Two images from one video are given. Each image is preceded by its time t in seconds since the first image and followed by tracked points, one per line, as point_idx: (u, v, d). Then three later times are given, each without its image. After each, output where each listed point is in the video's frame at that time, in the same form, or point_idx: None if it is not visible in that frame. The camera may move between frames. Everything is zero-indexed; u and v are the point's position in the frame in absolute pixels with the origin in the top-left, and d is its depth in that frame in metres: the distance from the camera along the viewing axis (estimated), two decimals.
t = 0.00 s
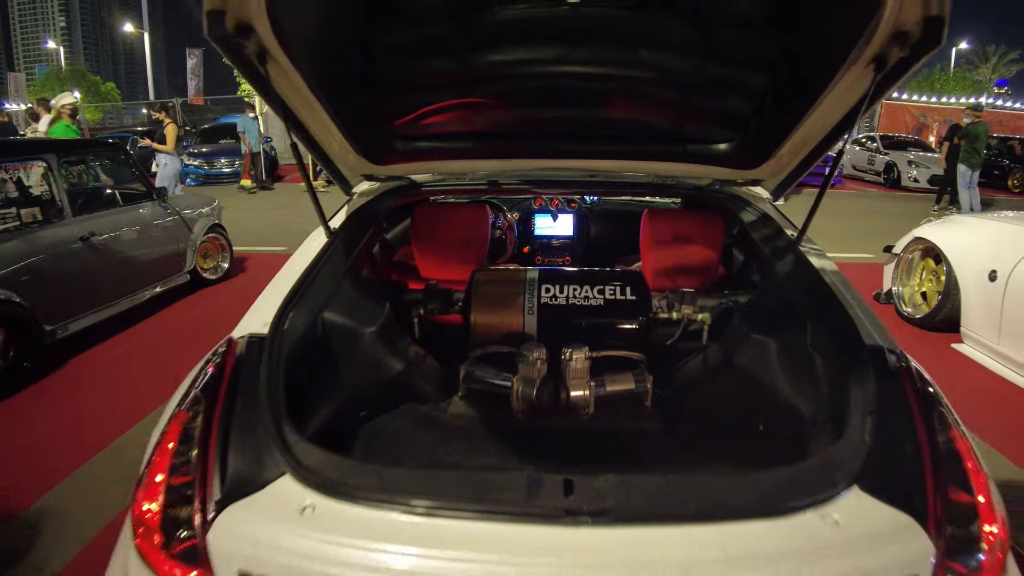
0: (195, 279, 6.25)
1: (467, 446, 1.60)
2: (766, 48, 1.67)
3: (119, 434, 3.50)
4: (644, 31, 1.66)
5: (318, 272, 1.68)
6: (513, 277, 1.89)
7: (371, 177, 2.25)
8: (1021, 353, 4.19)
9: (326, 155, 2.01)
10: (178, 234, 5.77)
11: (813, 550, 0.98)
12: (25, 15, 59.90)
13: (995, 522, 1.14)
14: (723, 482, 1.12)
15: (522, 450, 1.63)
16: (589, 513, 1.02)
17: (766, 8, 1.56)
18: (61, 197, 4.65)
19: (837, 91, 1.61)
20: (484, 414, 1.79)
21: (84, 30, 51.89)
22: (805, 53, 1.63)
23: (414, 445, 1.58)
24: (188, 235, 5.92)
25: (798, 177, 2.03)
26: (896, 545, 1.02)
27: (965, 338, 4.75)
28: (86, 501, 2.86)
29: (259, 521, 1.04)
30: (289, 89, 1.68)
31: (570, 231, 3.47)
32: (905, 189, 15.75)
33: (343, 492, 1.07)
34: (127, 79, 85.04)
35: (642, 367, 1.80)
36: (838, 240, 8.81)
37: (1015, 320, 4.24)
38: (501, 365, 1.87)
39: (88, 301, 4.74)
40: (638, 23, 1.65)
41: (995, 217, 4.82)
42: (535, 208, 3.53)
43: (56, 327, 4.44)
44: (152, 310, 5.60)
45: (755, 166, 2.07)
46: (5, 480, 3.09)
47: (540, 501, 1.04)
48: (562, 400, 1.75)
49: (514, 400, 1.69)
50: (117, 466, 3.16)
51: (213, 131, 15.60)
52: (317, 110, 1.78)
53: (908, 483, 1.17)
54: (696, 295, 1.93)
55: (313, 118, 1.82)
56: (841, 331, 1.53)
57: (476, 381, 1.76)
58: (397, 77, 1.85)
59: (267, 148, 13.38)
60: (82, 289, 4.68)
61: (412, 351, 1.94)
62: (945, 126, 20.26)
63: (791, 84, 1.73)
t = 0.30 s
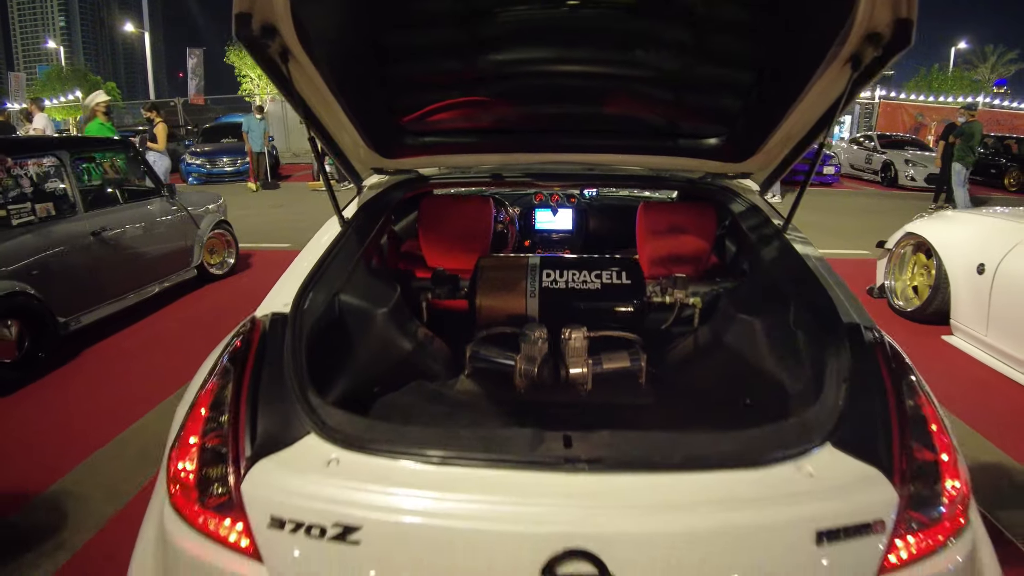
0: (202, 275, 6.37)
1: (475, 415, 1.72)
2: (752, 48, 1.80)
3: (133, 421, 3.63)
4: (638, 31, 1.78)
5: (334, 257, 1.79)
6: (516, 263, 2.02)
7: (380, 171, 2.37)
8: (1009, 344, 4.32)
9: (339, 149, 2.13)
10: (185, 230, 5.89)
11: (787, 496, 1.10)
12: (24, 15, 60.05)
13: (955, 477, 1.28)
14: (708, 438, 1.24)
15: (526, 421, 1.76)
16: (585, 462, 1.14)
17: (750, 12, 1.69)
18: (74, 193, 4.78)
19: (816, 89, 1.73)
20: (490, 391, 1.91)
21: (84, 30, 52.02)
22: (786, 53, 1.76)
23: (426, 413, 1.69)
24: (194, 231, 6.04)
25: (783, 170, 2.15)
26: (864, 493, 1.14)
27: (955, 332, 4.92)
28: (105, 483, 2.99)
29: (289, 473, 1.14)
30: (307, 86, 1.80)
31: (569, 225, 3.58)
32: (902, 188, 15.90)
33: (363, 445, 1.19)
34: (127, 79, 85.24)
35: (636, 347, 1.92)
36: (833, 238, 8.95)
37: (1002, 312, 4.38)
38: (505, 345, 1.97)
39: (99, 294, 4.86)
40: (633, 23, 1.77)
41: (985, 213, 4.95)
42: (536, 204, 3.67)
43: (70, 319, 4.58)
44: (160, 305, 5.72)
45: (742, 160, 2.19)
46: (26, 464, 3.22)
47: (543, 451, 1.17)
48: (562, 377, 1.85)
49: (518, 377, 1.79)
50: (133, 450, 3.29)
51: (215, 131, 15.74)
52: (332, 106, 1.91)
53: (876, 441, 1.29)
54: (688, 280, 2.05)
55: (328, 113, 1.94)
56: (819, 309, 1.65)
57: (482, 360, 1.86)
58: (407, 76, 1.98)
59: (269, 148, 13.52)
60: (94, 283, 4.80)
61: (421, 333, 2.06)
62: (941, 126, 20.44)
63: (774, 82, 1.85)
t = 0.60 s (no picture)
0: (206, 270, 6.49)
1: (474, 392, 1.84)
2: (734, 47, 1.92)
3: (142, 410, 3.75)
4: (626, 31, 1.90)
5: (339, 244, 1.90)
6: (511, 252, 2.14)
7: (383, 165, 2.47)
8: (994, 334, 4.46)
9: (344, 143, 2.24)
10: (189, 226, 6.00)
11: (756, 454, 1.22)
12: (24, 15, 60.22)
13: (916, 442, 1.39)
14: (685, 404, 1.36)
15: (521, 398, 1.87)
16: (571, 423, 1.26)
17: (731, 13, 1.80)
18: (82, 189, 4.89)
19: (793, 85, 1.84)
20: (487, 371, 2.03)
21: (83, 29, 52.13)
22: (765, 53, 1.88)
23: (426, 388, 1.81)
24: (198, 227, 6.14)
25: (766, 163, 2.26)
26: (827, 453, 1.25)
27: (944, 323, 5.05)
28: (116, 466, 3.10)
29: (302, 435, 1.25)
30: (314, 83, 1.91)
31: (565, 220, 3.65)
32: (898, 185, 16.01)
33: (369, 410, 1.30)
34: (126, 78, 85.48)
35: (625, 331, 2.03)
36: (828, 234, 9.07)
37: (988, 304, 4.50)
38: (501, 328, 2.09)
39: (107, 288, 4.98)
40: (620, 25, 1.89)
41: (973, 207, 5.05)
42: (533, 199, 3.76)
43: (78, 312, 4.69)
44: (166, 299, 5.83)
45: (726, 153, 2.30)
46: (39, 450, 3.33)
47: (534, 414, 1.29)
48: (555, 357, 1.97)
49: (514, 357, 1.89)
50: (143, 436, 3.40)
51: (217, 127, 15.98)
52: (338, 102, 2.02)
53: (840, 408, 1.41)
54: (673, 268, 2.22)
55: (333, 108, 2.05)
56: (794, 291, 1.76)
57: (480, 342, 1.98)
58: (409, 74, 2.09)
59: (270, 146, 13.64)
60: (102, 277, 4.92)
61: (421, 318, 2.17)
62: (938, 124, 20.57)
63: (755, 79, 1.97)
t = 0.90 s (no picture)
0: (212, 266, 6.64)
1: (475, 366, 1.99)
2: (715, 50, 2.07)
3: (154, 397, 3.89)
4: (617, 35, 2.05)
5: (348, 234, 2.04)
6: (510, 241, 2.29)
7: (389, 161, 2.61)
8: (978, 326, 4.61)
9: (352, 140, 2.38)
10: (196, 222, 6.15)
11: (727, 415, 1.36)
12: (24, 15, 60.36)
13: (878, 409, 1.53)
14: (665, 373, 1.51)
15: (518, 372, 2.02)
16: (562, 386, 1.42)
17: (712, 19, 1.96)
18: (93, 185, 5.04)
19: (772, 85, 1.98)
20: (486, 352, 2.17)
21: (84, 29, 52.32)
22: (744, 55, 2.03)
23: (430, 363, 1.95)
24: (205, 224, 6.29)
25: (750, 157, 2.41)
26: (792, 415, 1.39)
27: (931, 315, 5.19)
28: (133, 447, 3.25)
29: (322, 401, 1.40)
30: (326, 84, 2.06)
31: (562, 215, 3.72)
32: (895, 184, 16.17)
33: (382, 379, 1.44)
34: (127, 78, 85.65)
35: (616, 316, 2.16)
36: (822, 232, 9.23)
37: (973, 296, 4.65)
38: (500, 313, 2.23)
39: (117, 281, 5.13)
40: (611, 29, 2.04)
41: (964, 203, 5.14)
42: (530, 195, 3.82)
43: (90, 305, 4.84)
44: (174, 293, 5.98)
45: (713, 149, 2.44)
46: (57, 435, 3.47)
47: (530, 380, 1.44)
48: (551, 340, 2.10)
49: (512, 342, 2.02)
50: (158, 420, 3.55)
51: (219, 127, 16.12)
52: (348, 102, 2.16)
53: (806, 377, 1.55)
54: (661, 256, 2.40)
55: (343, 107, 2.19)
56: (772, 275, 1.91)
57: (481, 326, 2.11)
58: (414, 76, 2.24)
59: (273, 145, 13.75)
60: (113, 271, 5.07)
61: (425, 303, 2.31)
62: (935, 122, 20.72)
63: (736, 80, 2.12)
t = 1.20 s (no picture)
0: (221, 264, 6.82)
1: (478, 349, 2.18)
2: (699, 61, 2.25)
3: (171, 387, 4.07)
4: (609, 47, 2.24)
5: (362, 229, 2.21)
6: (512, 237, 2.47)
7: (397, 162, 2.79)
8: (961, 321, 4.80)
9: (363, 143, 2.56)
10: (206, 221, 6.33)
11: (702, 386, 1.55)
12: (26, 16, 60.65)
13: (842, 386, 1.69)
14: (649, 352, 1.69)
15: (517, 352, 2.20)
16: (557, 362, 1.60)
17: (695, 33, 2.14)
18: (109, 185, 5.23)
19: (751, 94, 2.16)
20: (489, 339, 2.35)
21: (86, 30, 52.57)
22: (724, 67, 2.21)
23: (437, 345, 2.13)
24: (214, 223, 6.47)
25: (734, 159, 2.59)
26: (761, 388, 1.57)
27: (919, 311, 5.37)
28: (154, 432, 3.43)
29: (344, 376, 1.57)
30: (342, 92, 2.24)
31: (560, 214, 3.88)
32: (892, 184, 16.36)
33: (397, 357, 1.63)
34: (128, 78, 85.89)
35: (609, 306, 2.33)
36: (817, 231, 9.41)
37: (957, 292, 4.84)
38: (500, 304, 2.41)
39: (131, 278, 5.31)
40: (604, 42, 2.23)
41: (950, 203, 5.31)
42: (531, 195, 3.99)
43: (106, 301, 5.03)
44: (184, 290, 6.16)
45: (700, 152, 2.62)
46: (79, 421, 3.66)
47: (529, 357, 1.63)
48: (549, 328, 2.23)
49: (512, 331, 2.19)
50: (176, 407, 3.73)
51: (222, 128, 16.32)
52: (361, 108, 2.34)
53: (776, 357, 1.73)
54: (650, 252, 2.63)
55: (356, 112, 2.37)
56: (750, 267, 2.08)
57: (483, 315, 2.29)
58: (422, 85, 2.43)
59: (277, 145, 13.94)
60: (127, 267, 5.26)
61: (432, 295, 2.49)
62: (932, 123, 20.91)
63: (718, 89, 2.30)
